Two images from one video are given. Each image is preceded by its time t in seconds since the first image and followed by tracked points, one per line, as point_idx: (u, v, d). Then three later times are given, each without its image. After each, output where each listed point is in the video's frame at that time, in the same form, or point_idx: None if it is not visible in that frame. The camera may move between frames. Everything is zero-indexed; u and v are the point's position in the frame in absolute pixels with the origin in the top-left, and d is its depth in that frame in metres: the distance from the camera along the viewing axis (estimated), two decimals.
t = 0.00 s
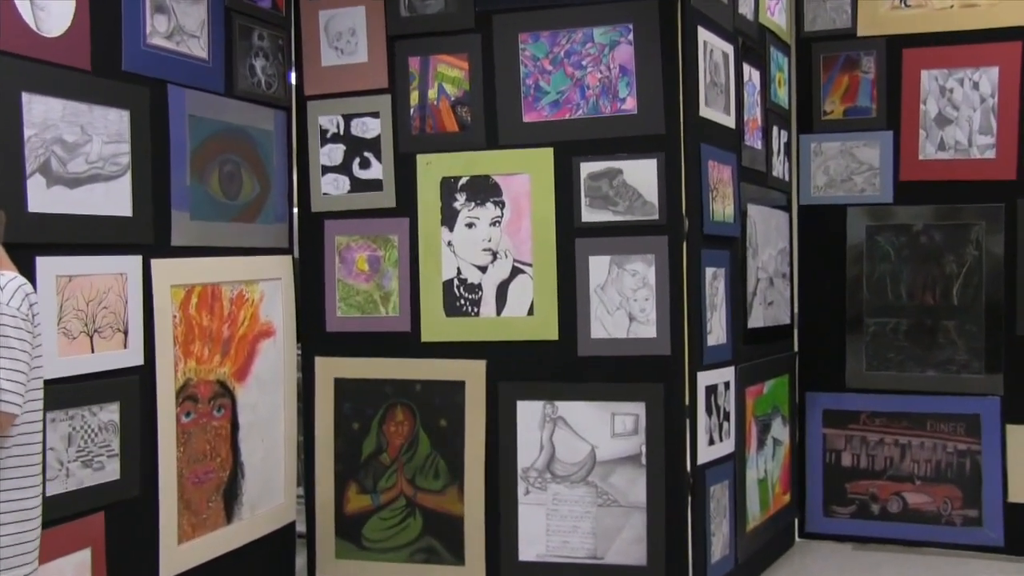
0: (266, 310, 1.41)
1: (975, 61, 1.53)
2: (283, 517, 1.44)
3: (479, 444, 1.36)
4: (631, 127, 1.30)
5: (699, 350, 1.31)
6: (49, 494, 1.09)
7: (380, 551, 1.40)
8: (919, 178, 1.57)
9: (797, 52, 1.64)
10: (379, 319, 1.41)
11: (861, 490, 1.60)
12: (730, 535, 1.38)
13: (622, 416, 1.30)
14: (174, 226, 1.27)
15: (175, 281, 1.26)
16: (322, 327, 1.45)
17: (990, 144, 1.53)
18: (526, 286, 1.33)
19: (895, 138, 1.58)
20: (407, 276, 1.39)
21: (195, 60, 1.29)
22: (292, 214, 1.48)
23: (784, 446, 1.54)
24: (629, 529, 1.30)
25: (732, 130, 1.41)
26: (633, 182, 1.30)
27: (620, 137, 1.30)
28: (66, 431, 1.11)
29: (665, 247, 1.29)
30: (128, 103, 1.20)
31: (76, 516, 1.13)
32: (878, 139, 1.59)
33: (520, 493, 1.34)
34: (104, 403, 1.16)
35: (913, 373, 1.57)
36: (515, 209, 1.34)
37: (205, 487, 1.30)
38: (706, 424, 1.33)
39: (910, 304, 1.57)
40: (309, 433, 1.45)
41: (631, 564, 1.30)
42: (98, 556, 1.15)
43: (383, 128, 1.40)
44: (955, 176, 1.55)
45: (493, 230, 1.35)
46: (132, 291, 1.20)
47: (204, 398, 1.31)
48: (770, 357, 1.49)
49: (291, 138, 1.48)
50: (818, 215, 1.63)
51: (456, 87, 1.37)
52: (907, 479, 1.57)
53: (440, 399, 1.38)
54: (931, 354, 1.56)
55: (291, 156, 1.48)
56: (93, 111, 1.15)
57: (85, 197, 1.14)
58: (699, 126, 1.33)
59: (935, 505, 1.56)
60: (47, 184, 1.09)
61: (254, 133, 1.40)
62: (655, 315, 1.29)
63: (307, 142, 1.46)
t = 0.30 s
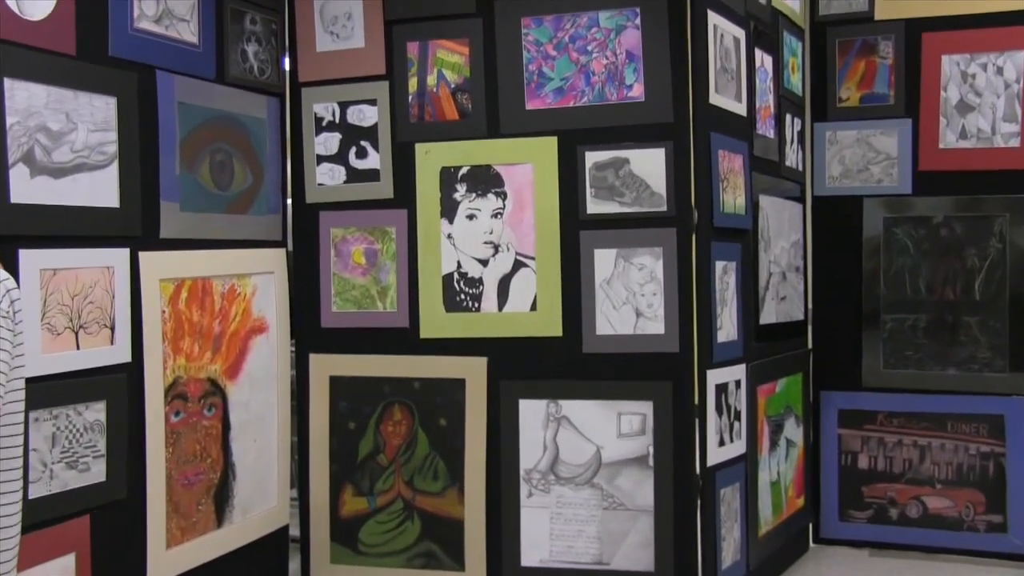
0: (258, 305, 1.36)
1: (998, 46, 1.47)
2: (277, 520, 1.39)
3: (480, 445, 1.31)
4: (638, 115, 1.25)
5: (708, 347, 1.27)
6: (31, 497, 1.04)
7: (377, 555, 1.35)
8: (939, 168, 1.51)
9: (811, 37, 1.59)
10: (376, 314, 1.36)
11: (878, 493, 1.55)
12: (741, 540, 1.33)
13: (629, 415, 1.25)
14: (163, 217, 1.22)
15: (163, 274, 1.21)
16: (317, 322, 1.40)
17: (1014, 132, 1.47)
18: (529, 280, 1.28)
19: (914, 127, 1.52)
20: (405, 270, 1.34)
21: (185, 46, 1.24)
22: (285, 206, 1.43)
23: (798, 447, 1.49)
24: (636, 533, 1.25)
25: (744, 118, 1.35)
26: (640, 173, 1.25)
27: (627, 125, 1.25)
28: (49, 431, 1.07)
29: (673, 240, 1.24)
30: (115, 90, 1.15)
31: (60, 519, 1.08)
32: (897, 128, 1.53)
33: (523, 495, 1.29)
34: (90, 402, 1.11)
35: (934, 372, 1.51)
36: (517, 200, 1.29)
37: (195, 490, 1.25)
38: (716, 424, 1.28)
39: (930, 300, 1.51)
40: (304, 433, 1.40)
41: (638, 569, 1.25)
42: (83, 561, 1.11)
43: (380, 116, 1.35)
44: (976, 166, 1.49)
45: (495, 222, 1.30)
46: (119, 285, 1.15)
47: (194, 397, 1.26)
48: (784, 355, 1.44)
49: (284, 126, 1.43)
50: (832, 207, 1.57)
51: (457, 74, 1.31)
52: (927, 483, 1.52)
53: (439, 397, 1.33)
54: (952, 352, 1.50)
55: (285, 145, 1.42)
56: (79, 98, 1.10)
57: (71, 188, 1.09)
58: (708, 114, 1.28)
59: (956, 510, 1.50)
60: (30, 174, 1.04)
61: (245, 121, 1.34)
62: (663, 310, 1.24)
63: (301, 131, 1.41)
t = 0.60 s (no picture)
0: (256, 304, 1.31)
1: None
2: (276, 527, 1.34)
3: (486, 449, 1.26)
4: (650, 106, 1.20)
5: (722, 347, 1.22)
6: (19, 504, 1.00)
7: (379, 563, 1.30)
8: (965, 160, 1.45)
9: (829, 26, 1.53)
10: (378, 313, 1.31)
11: (901, 500, 1.49)
12: (758, 548, 1.28)
13: (640, 418, 1.21)
14: (156, 212, 1.17)
15: (157, 272, 1.16)
16: (317, 322, 1.35)
17: None
18: (536, 278, 1.23)
19: (939, 117, 1.46)
20: (408, 267, 1.29)
21: (180, 34, 1.20)
22: (284, 201, 1.38)
23: (817, 452, 1.44)
24: (648, 541, 1.20)
25: (760, 109, 1.30)
26: (652, 166, 1.20)
27: (638, 117, 1.20)
28: (39, 435, 1.02)
29: (686, 236, 1.19)
30: (108, 81, 1.10)
31: (49, 527, 1.04)
32: (921, 118, 1.47)
33: (530, 501, 1.24)
34: (81, 404, 1.07)
35: (960, 373, 1.45)
36: (524, 194, 1.24)
37: (189, 496, 1.20)
38: (731, 427, 1.23)
39: (956, 297, 1.45)
40: (303, 437, 1.36)
41: None
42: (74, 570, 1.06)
43: (382, 108, 1.30)
44: (1006, 158, 1.42)
45: (501, 217, 1.25)
46: (112, 283, 1.11)
47: (189, 399, 1.21)
48: (803, 356, 1.39)
49: (283, 118, 1.38)
50: (850, 202, 1.52)
51: (461, 64, 1.26)
52: (954, 490, 1.46)
53: (443, 400, 1.28)
54: (978, 353, 1.44)
55: (283, 138, 1.37)
56: (70, 88, 1.06)
57: (61, 182, 1.05)
58: (722, 106, 1.23)
59: (985, 518, 1.44)
60: (19, 168, 1.00)
61: (242, 112, 1.30)
62: (676, 309, 1.20)
63: (299, 123, 1.36)
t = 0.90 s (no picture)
0: (254, 304, 1.26)
1: None
2: (274, 536, 1.29)
3: (492, 456, 1.21)
4: (663, 98, 1.15)
5: (739, 350, 1.17)
6: (6, 513, 0.96)
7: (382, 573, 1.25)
8: (992, 155, 1.39)
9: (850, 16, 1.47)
10: (381, 314, 1.26)
11: (926, 509, 1.44)
12: (775, 558, 1.23)
13: (652, 423, 1.16)
14: (150, 209, 1.12)
15: (150, 271, 1.11)
16: (317, 323, 1.30)
17: None
18: (545, 277, 1.19)
19: (966, 109, 1.40)
20: (412, 266, 1.24)
21: (175, 24, 1.15)
22: (283, 197, 1.33)
23: (837, 458, 1.39)
24: (661, 551, 1.15)
25: (778, 102, 1.25)
26: (666, 161, 1.15)
27: (650, 110, 1.16)
28: (28, 441, 0.98)
29: (701, 233, 1.15)
30: (100, 73, 1.06)
31: (38, 536, 0.99)
32: (946, 111, 1.41)
33: (539, 510, 1.19)
34: (72, 408, 1.02)
35: (987, 378, 1.40)
36: (532, 190, 1.19)
37: (185, 504, 1.15)
38: (748, 432, 1.19)
39: (982, 298, 1.40)
40: (302, 443, 1.30)
41: None
42: None
43: (385, 100, 1.25)
44: None
45: (508, 214, 1.20)
46: (104, 282, 1.06)
47: (184, 403, 1.16)
48: (823, 358, 1.33)
49: (282, 113, 1.33)
50: (869, 199, 1.47)
51: (467, 55, 1.21)
52: (981, 499, 1.41)
53: (448, 404, 1.23)
54: (1006, 355, 1.39)
55: (282, 133, 1.32)
56: (60, 79, 1.01)
57: (51, 178, 1.00)
58: (738, 98, 1.18)
59: (1014, 529, 1.39)
60: (6, 162, 0.96)
61: (239, 105, 1.25)
62: (690, 310, 1.15)
63: (299, 116, 1.31)
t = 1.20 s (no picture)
0: (250, 306, 1.20)
1: None
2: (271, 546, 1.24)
3: (498, 463, 1.17)
4: (676, 91, 1.11)
5: (754, 353, 1.13)
6: None
7: None
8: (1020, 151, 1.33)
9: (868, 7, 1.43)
10: (382, 315, 1.21)
11: (949, 518, 1.39)
12: (791, 569, 1.19)
13: (664, 429, 1.12)
14: (142, 207, 1.08)
15: (142, 271, 1.07)
16: (315, 325, 1.24)
17: None
18: (553, 277, 1.14)
19: (991, 103, 1.34)
20: (415, 265, 1.19)
21: (167, 14, 1.10)
22: (281, 194, 1.28)
23: (856, 464, 1.34)
24: (673, 561, 1.11)
25: (794, 95, 1.20)
26: (677, 156, 1.11)
27: (662, 103, 1.11)
28: (14, 449, 0.94)
29: (714, 231, 1.10)
30: (89, 64, 1.01)
31: (25, 547, 0.95)
32: (970, 103, 1.36)
33: (546, 519, 1.15)
34: (60, 414, 0.98)
35: (1012, 382, 1.34)
36: (539, 187, 1.15)
37: (178, 512, 1.11)
38: (763, 438, 1.14)
39: (1009, 298, 1.33)
40: (300, 449, 1.25)
41: None
42: None
43: (387, 94, 1.20)
44: None
45: (514, 212, 1.15)
46: (94, 283, 1.02)
47: (178, 408, 1.11)
48: (841, 361, 1.29)
49: (280, 106, 1.28)
50: (887, 196, 1.42)
51: (472, 46, 1.17)
52: (1007, 507, 1.35)
53: (452, 408, 1.18)
54: None
55: (279, 127, 1.27)
56: (48, 71, 0.97)
57: (38, 173, 0.96)
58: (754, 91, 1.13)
59: None
60: None
61: (235, 98, 1.20)
62: (703, 311, 1.11)
63: (297, 109, 1.25)
